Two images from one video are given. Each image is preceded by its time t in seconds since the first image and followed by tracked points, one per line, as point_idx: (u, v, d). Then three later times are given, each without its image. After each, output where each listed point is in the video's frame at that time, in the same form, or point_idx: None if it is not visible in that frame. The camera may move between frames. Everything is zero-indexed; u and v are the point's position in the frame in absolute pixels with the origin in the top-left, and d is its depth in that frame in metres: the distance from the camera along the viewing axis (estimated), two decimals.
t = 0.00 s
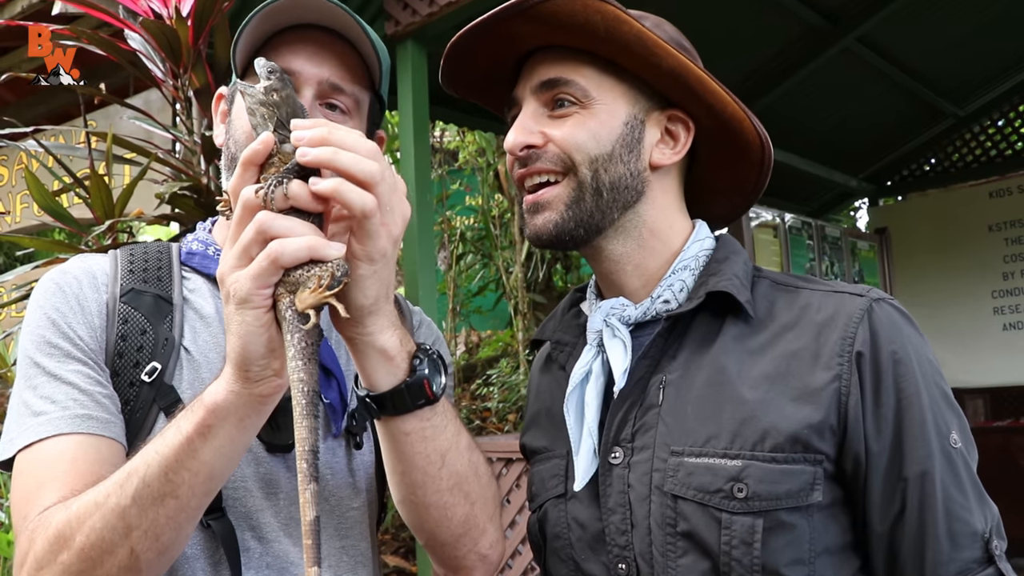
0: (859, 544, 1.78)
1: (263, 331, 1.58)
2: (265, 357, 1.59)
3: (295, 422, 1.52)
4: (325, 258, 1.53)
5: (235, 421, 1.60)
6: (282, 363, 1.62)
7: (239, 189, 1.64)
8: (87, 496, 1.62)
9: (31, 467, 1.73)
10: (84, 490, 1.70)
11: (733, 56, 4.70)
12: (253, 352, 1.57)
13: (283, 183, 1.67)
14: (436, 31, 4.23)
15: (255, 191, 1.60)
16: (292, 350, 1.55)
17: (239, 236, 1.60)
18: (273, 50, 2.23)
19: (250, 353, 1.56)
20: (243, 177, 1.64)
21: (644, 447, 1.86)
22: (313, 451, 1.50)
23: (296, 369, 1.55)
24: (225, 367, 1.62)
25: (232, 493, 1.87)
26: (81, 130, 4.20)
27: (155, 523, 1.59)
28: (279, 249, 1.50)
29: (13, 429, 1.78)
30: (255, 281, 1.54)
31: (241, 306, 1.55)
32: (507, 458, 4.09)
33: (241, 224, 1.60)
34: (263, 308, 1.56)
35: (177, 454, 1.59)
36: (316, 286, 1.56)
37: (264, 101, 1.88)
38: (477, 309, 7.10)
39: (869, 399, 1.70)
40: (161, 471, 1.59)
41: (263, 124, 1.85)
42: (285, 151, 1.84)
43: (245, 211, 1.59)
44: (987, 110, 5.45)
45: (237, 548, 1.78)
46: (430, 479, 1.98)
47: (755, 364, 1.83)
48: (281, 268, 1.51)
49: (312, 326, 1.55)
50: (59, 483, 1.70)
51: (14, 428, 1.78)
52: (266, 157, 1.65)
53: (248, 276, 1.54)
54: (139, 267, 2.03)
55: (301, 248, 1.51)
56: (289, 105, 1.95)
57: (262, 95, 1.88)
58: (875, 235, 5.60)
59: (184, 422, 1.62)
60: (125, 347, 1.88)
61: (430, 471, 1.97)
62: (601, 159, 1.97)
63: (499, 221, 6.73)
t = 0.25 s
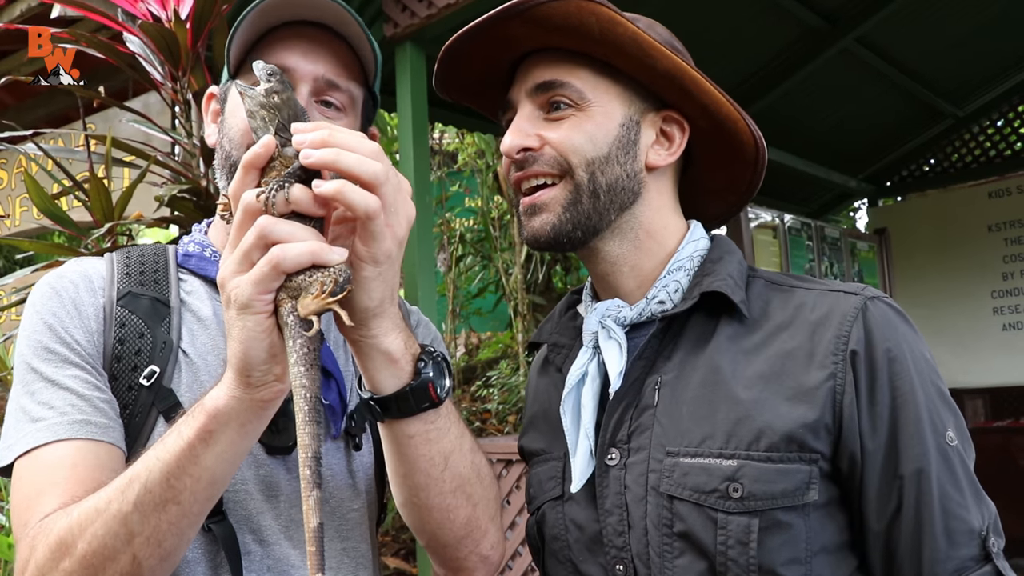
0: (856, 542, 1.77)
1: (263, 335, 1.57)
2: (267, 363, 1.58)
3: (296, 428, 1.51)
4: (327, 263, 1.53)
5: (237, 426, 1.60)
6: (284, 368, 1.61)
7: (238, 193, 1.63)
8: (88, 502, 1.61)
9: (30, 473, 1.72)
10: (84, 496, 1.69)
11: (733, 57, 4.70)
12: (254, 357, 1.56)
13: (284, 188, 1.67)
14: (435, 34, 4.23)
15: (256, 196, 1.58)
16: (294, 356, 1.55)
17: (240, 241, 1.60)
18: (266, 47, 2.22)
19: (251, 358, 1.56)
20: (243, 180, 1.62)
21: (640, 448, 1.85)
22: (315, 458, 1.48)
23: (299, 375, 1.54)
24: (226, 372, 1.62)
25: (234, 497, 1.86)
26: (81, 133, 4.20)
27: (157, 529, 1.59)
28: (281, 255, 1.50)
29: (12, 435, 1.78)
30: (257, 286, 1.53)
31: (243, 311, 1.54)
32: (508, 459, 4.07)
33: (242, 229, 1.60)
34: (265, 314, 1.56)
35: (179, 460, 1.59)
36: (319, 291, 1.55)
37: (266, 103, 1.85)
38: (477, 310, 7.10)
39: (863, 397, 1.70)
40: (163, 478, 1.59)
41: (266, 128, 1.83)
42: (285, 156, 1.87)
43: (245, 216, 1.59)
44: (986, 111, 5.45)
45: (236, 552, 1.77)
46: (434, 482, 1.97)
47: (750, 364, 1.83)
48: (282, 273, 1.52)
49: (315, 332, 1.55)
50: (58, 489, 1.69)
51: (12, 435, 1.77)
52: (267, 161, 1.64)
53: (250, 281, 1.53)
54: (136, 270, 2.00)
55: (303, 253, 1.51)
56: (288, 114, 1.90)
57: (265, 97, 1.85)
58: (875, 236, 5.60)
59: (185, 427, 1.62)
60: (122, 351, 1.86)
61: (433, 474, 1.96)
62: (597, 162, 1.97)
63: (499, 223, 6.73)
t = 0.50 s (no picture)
0: (852, 545, 1.77)
1: (263, 348, 1.55)
2: (267, 376, 1.56)
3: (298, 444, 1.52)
4: (328, 276, 1.51)
5: (236, 437, 1.58)
6: (284, 382, 1.59)
7: (237, 205, 1.60)
8: (85, 516, 1.58)
9: (22, 487, 1.66)
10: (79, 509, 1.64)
11: (732, 58, 4.69)
12: (254, 371, 1.54)
13: (284, 200, 1.63)
14: (434, 35, 4.23)
15: (255, 208, 1.55)
16: (295, 371, 1.54)
17: (239, 252, 1.57)
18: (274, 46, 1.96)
19: (251, 372, 1.54)
20: (241, 192, 1.59)
21: (637, 449, 1.85)
22: (317, 474, 1.50)
23: (299, 390, 1.53)
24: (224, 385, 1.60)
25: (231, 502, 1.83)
26: (80, 134, 4.19)
27: (157, 542, 1.57)
28: (282, 268, 1.48)
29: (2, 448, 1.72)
30: (257, 299, 1.51)
31: (244, 323, 1.52)
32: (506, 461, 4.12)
33: (241, 241, 1.57)
34: (265, 327, 1.54)
35: (178, 473, 1.56)
36: (320, 307, 1.54)
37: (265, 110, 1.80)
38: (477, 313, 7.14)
39: (860, 400, 1.70)
40: (162, 490, 1.56)
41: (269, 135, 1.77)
42: (285, 165, 1.76)
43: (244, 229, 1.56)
44: (987, 112, 5.44)
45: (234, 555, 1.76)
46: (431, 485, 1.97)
47: (747, 366, 1.82)
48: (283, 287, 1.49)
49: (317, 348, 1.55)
50: (51, 503, 1.64)
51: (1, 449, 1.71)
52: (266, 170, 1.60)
53: (249, 294, 1.51)
54: (121, 275, 1.90)
55: (305, 266, 1.49)
56: (288, 114, 1.81)
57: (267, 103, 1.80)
58: (875, 237, 5.60)
59: (184, 438, 1.59)
60: (111, 357, 1.77)
61: (432, 476, 1.96)
62: (596, 164, 1.97)
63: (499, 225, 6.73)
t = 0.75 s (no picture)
0: (847, 548, 1.77)
1: (238, 346, 1.40)
2: (242, 374, 1.41)
3: (278, 441, 1.41)
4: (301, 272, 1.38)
5: (215, 437, 1.41)
6: (260, 378, 1.44)
7: (203, 201, 1.47)
8: (60, 527, 1.38)
9: None
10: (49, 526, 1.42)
11: (731, 60, 4.70)
12: (229, 370, 1.39)
13: (253, 194, 1.43)
14: (433, 36, 4.24)
15: (224, 203, 1.39)
16: (271, 370, 1.41)
17: (205, 253, 1.41)
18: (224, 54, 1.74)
19: (226, 371, 1.39)
20: (206, 187, 1.46)
21: (633, 451, 1.85)
22: (299, 472, 1.41)
23: (276, 387, 1.41)
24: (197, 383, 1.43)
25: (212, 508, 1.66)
26: (77, 134, 4.18)
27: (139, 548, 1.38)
28: (255, 265, 1.33)
29: None
30: (229, 297, 1.36)
31: (214, 324, 1.37)
32: (504, 461, 4.13)
33: (208, 240, 1.41)
34: (239, 324, 1.39)
35: (155, 478, 1.38)
36: (295, 303, 1.41)
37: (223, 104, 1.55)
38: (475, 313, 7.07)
39: (857, 403, 1.69)
40: (138, 496, 1.37)
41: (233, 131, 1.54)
42: (253, 159, 1.53)
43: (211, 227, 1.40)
44: (984, 115, 5.45)
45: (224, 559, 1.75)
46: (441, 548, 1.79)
47: (744, 369, 1.82)
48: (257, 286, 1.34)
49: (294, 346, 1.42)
50: (20, 520, 1.41)
51: None
52: (233, 165, 1.47)
53: (221, 293, 1.36)
54: (81, 284, 1.70)
55: (278, 261, 1.35)
56: (254, 106, 1.58)
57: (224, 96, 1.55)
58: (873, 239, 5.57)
59: (158, 441, 1.40)
60: (78, 368, 1.56)
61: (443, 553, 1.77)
62: (596, 166, 1.97)
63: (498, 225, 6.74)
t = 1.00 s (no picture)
0: (847, 550, 1.76)
1: (210, 355, 1.44)
2: (215, 384, 1.46)
3: (254, 451, 1.40)
4: (274, 280, 1.40)
5: (188, 446, 1.49)
6: (233, 388, 1.49)
7: (171, 208, 1.47)
8: (34, 542, 1.48)
9: None
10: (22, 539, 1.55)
11: (728, 61, 4.70)
12: (200, 380, 1.43)
13: (223, 200, 1.42)
14: (430, 37, 4.24)
15: (193, 211, 1.40)
16: (244, 379, 1.40)
17: (176, 260, 1.43)
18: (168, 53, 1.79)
19: (198, 380, 1.43)
20: (175, 195, 1.46)
21: (632, 451, 1.85)
22: (274, 481, 1.40)
23: (250, 397, 1.40)
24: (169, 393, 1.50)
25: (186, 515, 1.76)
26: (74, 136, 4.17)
27: (114, 561, 1.48)
28: (226, 274, 1.35)
29: None
30: (200, 307, 1.38)
31: (185, 334, 1.40)
32: (502, 462, 4.13)
33: (177, 247, 1.43)
34: (210, 334, 1.42)
35: (127, 488, 1.47)
36: (268, 312, 1.40)
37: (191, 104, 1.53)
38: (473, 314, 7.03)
39: (857, 405, 1.68)
40: (112, 509, 1.47)
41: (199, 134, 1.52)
42: (221, 165, 1.50)
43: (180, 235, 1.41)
44: (981, 115, 5.45)
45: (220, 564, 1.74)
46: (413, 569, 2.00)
47: (744, 370, 1.81)
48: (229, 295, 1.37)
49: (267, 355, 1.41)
50: None
51: None
52: (203, 171, 1.47)
53: (191, 302, 1.38)
54: (40, 300, 1.80)
55: (250, 271, 1.37)
56: (221, 110, 1.55)
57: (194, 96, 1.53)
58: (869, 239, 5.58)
59: (129, 454, 1.49)
60: (38, 385, 1.68)
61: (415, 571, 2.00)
62: (581, 171, 1.96)
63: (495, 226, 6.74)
